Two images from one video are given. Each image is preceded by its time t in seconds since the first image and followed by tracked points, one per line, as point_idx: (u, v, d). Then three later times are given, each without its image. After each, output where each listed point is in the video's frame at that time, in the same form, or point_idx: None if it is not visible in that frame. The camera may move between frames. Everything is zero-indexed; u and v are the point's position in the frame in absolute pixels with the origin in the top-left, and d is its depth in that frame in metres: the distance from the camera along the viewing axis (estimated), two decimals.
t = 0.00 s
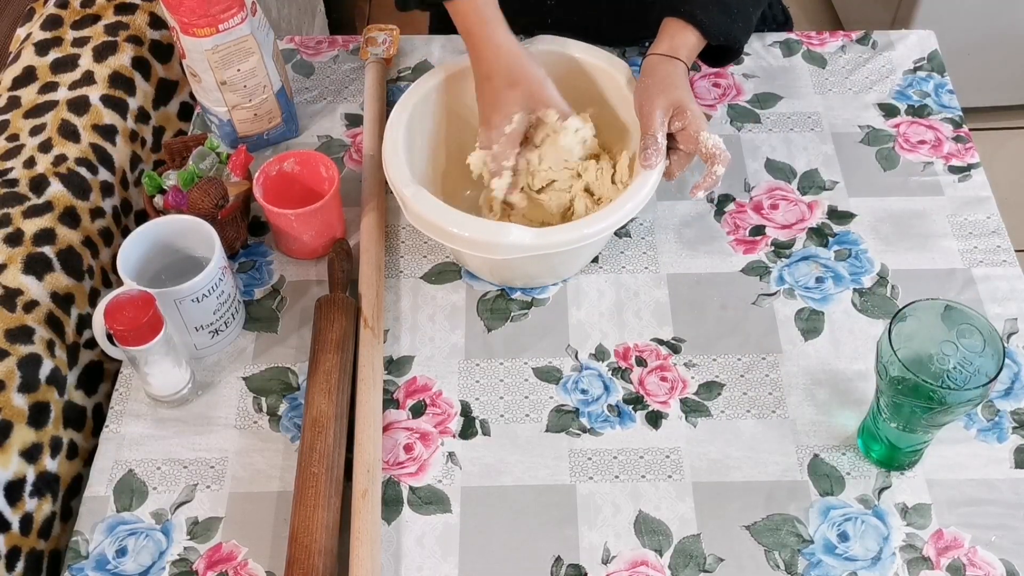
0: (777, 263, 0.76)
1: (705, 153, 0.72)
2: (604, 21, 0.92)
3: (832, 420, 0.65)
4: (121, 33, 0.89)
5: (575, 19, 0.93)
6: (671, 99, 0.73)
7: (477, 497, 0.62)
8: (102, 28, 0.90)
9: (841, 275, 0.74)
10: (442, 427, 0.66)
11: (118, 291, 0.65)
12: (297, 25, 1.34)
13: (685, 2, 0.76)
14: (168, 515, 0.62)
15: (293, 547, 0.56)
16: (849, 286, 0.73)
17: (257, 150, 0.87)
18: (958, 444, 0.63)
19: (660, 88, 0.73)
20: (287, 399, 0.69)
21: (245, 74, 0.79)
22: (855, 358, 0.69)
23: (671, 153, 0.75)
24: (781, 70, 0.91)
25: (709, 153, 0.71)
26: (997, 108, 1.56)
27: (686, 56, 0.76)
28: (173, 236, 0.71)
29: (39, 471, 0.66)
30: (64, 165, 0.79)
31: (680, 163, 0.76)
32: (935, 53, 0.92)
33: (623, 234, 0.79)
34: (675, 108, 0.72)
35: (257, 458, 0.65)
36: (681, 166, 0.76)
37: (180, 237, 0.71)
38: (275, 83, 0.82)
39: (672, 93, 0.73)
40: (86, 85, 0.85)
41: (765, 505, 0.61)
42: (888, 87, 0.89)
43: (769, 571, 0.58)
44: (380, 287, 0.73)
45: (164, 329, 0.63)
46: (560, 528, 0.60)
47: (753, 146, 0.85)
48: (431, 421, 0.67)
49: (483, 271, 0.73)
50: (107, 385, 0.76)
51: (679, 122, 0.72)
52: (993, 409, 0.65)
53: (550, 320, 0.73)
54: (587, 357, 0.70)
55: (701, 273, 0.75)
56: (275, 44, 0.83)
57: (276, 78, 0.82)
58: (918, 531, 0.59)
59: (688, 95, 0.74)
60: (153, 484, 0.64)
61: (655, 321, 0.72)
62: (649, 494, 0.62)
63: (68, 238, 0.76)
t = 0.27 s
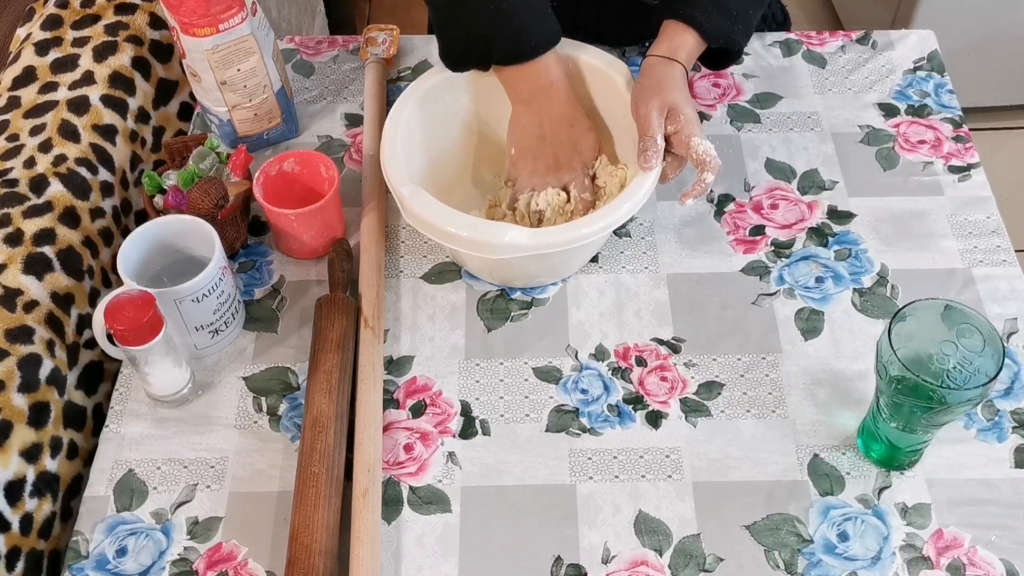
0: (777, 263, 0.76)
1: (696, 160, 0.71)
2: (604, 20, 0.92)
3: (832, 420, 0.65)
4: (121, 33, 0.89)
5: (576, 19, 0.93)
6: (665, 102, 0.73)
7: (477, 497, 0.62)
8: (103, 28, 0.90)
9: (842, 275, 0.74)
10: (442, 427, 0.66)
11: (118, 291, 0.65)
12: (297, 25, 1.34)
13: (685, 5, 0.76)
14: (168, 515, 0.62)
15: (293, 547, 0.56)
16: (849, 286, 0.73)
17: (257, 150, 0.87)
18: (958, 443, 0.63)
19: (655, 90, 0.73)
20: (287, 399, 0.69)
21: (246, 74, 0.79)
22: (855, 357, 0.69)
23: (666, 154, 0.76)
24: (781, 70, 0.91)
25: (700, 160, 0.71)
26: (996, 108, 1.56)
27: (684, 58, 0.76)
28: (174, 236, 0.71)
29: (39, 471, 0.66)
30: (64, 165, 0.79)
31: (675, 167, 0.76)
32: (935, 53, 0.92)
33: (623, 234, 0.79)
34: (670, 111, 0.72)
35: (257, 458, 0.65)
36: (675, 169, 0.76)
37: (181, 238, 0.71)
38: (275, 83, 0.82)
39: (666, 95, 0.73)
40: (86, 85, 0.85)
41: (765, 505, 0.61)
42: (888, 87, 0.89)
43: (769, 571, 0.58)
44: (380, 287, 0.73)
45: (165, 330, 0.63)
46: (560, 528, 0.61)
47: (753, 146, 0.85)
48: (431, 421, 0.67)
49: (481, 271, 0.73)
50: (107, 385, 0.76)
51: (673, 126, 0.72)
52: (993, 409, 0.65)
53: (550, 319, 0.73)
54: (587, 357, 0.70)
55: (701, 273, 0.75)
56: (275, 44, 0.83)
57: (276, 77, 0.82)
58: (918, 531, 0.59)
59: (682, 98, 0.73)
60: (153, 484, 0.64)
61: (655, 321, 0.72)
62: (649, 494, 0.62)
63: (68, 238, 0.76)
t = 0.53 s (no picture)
0: (777, 263, 0.76)
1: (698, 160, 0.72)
2: (604, 19, 0.92)
3: (832, 420, 0.65)
4: (121, 33, 0.89)
5: (577, 19, 0.93)
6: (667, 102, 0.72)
7: (477, 496, 0.62)
8: (103, 28, 0.90)
9: (841, 275, 0.74)
10: (442, 427, 0.66)
11: (118, 291, 0.65)
12: (297, 25, 1.34)
13: (686, 4, 0.76)
14: (168, 515, 0.62)
15: (293, 547, 0.56)
16: (849, 286, 0.73)
17: (257, 150, 0.87)
18: (958, 443, 0.63)
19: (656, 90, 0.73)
20: (287, 399, 0.69)
21: (245, 74, 0.79)
22: (855, 357, 0.69)
23: (666, 154, 0.76)
24: (781, 70, 0.91)
25: (703, 159, 0.71)
26: (996, 108, 1.56)
27: (686, 57, 0.76)
28: (173, 236, 0.71)
29: (39, 471, 0.66)
30: (64, 165, 0.79)
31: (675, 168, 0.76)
32: (935, 53, 0.92)
33: (623, 234, 0.79)
34: (670, 110, 0.72)
35: (257, 458, 0.65)
36: (676, 169, 0.76)
37: (181, 237, 0.71)
38: (275, 83, 0.82)
39: (668, 94, 0.73)
40: (86, 85, 0.85)
41: (765, 505, 0.61)
42: (888, 87, 0.89)
43: (769, 571, 0.58)
44: (380, 286, 0.73)
45: (165, 330, 0.63)
46: (560, 528, 0.60)
47: (753, 146, 0.85)
48: (431, 421, 0.67)
49: (480, 270, 0.73)
50: (107, 385, 0.76)
51: (674, 125, 0.72)
52: (993, 409, 0.65)
53: (550, 319, 0.73)
54: (587, 357, 0.70)
55: (701, 273, 0.75)
56: (275, 44, 0.83)
57: (276, 77, 0.82)
58: (918, 531, 0.59)
59: (684, 97, 0.73)
60: (153, 484, 0.64)
61: (654, 321, 0.72)
62: (649, 494, 0.62)
63: (68, 238, 0.76)
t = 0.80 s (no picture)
0: (777, 263, 0.76)
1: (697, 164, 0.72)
2: (605, 18, 0.92)
3: (832, 420, 0.65)
4: (121, 33, 0.89)
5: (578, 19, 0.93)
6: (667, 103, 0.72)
7: (477, 496, 0.62)
8: (102, 28, 0.90)
9: (841, 275, 0.74)
10: (442, 427, 0.66)
11: (118, 291, 0.65)
12: (297, 25, 1.34)
13: (689, 4, 0.76)
14: (168, 515, 0.62)
15: (293, 547, 0.56)
16: (849, 286, 0.73)
17: (257, 150, 0.87)
18: (958, 443, 0.63)
19: (656, 92, 0.73)
20: (287, 399, 0.69)
21: (245, 74, 0.79)
22: (855, 357, 0.69)
23: (666, 155, 0.76)
24: (781, 70, 0.91)
25: (702, 163, 0.71)
26: (996, 108, 1.56)
27: (688, 59, 0.76)
28: (173, 236, 0.71)
29: (39, 471, 0.66)
30: (64, 165, 0.79)
31: (674, 169, 0.76)
32: (935, 53, 0.92)
33: (623, 234, 0.79)
34: (671, 111, 0.72)
35: (257, 458, 0.65)
36: (674, 171, 0.76)
37: (180, 237, 0.71)
38: (275, 83, 0.82)
39: (669, 95, 0.73)
40: (86, 85, 0.85)
41: (765, 505, 0.61)
42: (888, 87, 0.89)
43: (769, 571, 0.58)
44: (380, 287, 0.73)
45: (165, 330, 0.63)
46: (560, 528, 0.60)
47: (753, 146, 0.85)
48: (431, 421, 0.67)
49: (479, 269, 0.73)
50: (107, 385, 0.76)
51: (673, 127, 0.72)
52: (992, 409, 0.65)
53: (550, 319, 0.73)
54: (587, 357, 0.70)
55: (701, 273, 0.75)
56: (275, 44, 0.83)
57: (276, 77, 0.82)
58: (918, 531, 0.59)
59: (684, 99, 0.73)
60: (153, 484, 0.64)
61: (655, 321, 0.72)
62: (649, 494, 0.62)
63: (68, 238, 0.76)
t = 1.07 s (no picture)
0: (777, 263, 0.76)
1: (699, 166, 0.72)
2: (604, 18, 0.92)
3: (832, 420, 0.65)
4: (121, 33, 0.89)
5: (578, 21, 0.93)
6: (667, 105, 0.72)
7: (477, 496, 0.62)
8: (103, 28, 0.90)
9: (841, 275, 0.74)
10: (442, 427, 0.66)
11: (118, 291, 0.65)
12: (297, 25, 1.34)
13: (687, 7, 0.76)
14: (168, 515, 0.62)
15: (293, 547, 0.56)
16: (849, 286, 0.73)
17: (257, 150, 0.87)
18: (958, 444, 0.63)
19: (656, 93, 0.73)
20: (287, 399, 0.69)
21: (245, 74, 0.79)
22: (855, 358, 0.69)
23: (666, 157, 0.76)
24: (781, 70, 0.91)
25: (703, 164, 0.71)
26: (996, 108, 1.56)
27: (687, 61, 0.76)
28: (173, 236, 0.71)
29: (39, 471, 0.66)
30: (64, 165, 0.79)
31: (675, 170, 0.76)
32: (935, 53, 0.92)
33: (623, 234, 0.79)
34: (672, 113, 0.72)
35: (257, 458, 0.65)
36: (675, 172, 0.76)
37: (180, 238, 0.71)
38: (275, 83, 0.82)
39: (668, 97, 0.73)
40: (86, 85, 0.85)
41: (765, 505, 0.61)
42: (888, 87, 0.89)
43: (769, 571, 0.58)
44: (380, 287, 0.73)
45: (164, 330, 0.63)
46: (560, 529, 0.61)
47: (753, 146, 0.85)
48: (431, 421, 0.67)
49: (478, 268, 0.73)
50: (107, 385, 0.76)
51: (674, 129, 0.72)
52: (993, 409, 0.65)
53: (550, 320, 0.73)
54: (587, 357, 0.70)
55: (701, 273, 0.75)
56: (275, 44, 0.83)
57: (276, 77, 0.82)
58: (918, 531, 0.59)
59: (684, 101, 0.73)
60: (153, 484, 0.64)
61: (655, 321, 0.72)
62: (649, 495, 0.62)
63: (68, 238, 0.76)
